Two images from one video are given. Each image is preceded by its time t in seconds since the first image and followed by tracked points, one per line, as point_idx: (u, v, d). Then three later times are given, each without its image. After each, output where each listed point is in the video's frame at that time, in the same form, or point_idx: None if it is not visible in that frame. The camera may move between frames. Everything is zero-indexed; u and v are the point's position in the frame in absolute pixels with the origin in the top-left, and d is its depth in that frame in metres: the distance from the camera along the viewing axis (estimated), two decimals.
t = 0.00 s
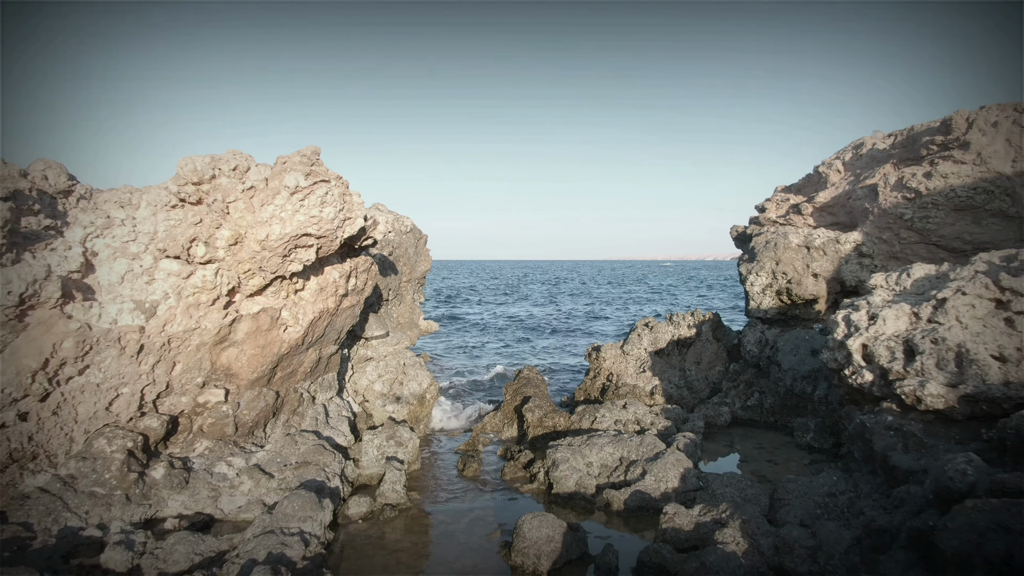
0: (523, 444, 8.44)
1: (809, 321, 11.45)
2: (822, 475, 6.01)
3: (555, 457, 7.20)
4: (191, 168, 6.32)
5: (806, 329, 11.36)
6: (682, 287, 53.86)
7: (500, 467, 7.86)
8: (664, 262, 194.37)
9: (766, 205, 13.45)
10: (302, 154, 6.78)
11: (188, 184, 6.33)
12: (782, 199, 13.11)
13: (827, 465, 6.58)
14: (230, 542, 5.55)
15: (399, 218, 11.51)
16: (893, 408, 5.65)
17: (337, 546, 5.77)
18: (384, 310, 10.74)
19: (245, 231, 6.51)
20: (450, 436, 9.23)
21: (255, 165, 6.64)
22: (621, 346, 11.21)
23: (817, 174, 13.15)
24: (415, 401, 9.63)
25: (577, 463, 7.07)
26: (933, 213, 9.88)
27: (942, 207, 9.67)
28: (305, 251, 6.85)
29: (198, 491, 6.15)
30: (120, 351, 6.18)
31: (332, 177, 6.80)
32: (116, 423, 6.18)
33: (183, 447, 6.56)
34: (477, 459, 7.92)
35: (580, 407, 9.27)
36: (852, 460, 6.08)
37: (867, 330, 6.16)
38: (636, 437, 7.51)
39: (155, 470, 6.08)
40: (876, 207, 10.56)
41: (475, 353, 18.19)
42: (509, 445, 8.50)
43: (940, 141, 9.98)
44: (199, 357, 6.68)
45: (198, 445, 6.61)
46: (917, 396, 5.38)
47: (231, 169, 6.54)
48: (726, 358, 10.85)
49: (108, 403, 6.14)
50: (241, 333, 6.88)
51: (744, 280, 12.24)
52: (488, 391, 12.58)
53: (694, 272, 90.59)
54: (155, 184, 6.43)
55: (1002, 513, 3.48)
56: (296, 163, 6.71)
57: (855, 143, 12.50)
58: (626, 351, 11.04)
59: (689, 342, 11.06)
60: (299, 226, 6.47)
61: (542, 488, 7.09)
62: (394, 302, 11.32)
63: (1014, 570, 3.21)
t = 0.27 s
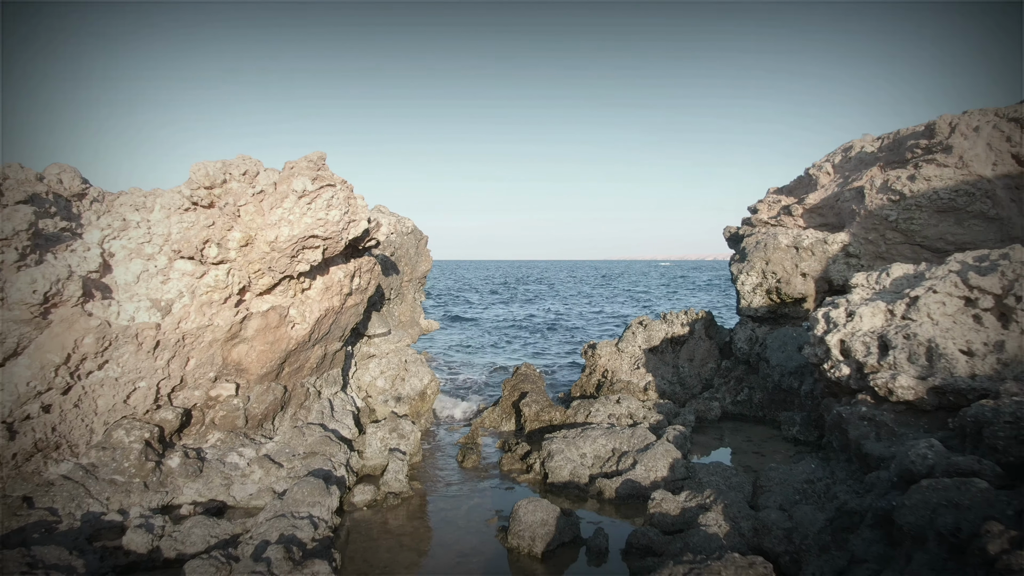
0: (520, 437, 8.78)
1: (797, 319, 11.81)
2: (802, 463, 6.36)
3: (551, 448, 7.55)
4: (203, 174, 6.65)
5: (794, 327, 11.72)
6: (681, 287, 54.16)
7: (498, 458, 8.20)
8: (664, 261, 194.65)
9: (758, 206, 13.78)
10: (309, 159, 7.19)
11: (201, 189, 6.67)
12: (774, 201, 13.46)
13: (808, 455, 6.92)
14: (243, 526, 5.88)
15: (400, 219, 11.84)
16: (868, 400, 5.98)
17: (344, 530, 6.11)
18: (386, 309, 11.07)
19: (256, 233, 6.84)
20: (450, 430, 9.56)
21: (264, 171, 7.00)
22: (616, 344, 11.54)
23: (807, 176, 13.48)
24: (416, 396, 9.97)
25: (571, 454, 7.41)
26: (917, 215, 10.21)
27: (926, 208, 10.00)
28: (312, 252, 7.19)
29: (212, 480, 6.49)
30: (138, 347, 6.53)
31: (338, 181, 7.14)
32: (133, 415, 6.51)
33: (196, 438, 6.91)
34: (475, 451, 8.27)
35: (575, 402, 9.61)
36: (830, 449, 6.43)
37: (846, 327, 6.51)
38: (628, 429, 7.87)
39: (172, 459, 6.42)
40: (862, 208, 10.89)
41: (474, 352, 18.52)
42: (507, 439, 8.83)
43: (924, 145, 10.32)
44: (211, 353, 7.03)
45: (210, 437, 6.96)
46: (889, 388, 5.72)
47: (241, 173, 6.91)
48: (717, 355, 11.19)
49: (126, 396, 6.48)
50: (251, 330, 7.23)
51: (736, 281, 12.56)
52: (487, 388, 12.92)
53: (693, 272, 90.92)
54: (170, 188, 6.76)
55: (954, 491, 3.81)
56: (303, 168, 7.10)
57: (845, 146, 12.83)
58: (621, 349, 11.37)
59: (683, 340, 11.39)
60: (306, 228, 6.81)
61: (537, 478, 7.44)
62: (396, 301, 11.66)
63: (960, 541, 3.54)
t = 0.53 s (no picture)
0: (517, 430, 9.13)
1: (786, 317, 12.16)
2: (784, 451, 6.71)
3: (546, 439, 7.90)
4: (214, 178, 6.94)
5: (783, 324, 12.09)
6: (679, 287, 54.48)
7: (496, 450, 8.55)
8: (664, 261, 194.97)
9: (750, 207, 14.13)
10: (315, 164, 7.49)
11: (212, 192, 6.95)
12: (766, 202, 13.81)
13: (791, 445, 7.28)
14: (255, 510, 6.22)
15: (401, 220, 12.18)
16: (844, 391, 6.34)
17: (349, 515, 6.46)
18: (388, 307, 11.43)
19: (265, 234, 7.20)
20: (449, 424, 9.90)
21: (273, 173, 7.34)
22: (611, 341, 11.88)
23: (798, 178, 13.84)
24: (417, 391, 10.33)
25: (566, 445, 7.75)
26: (902, 215, 10.55)
27: (910, 209, 10.35)
28: (319, 252, 7.53)
29: (224, 468, 6.84)
30: (153, 342, 6.90)
31: (343, 185, 7.48)
32: (149, 407, 6.87)
33: (208, 430, 7.28)
34: (474, 444, 8.62)
35: (571, 396, 9.96)
36: (810, 438, 6.78)
37: (824, 322, 6.87)
38: (620, 422, 8.21)
39: (186, 449, 6.79)
40: (850, 209, 11.24)
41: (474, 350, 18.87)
42: (505, 431, 9.18)
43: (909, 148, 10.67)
44: (223, 348, 7.42)
45: (222, 428, 7.32)
46: (864, 380, 6.07)
47: (251, 177, 7.13)
48: (710, 352, 11.51)
49: (143, 389, 6.84)
50: (260, 326, 7.60)
51: (727, 280, 12.90)
52: (486, 384, 13.27)
53: (692, 272, 91.26)
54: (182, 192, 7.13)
55: (910, 470, 4.17)
56: (310, 172, 7.40)
57: (835, 148, 13.18)
58: (616, 346, 11.71)
59: (676, 337, 11.73)
60: (313, 229, 7.15)
61: (534, 467, 7.79)
62: (397, 299, 12.01)
63: (911, 513, 3.90)
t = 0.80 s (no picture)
0: (516, 423, 9.49)
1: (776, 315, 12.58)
2: (768, 441, 7.07)
3: (542, 431, 8.25)
4: (226, 181, 7.27)
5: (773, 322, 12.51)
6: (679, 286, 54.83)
7: (494, 442, 8.90)
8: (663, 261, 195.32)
9: (743, 207, 14.49)
10: (321, 168, 7.79)
11: (223, 195, 7.27)
12: (758, 203, 14.17)
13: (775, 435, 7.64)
14: (266, 496, 6.57)
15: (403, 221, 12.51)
16: (823, 383, 6.71)
17: (355, 501, 6.81)
18: (390, 305, 11.77)
19: (275, 235, 7.52)
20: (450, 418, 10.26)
21: (281, 177, 7.69)
22: (607, 338, 12.23)
23: (790, 179, 14.19)
24: (418, 386, 10.69)
25: (562, 436, 8.11)
26: (887, 216, 10.89)
27: (895, 210, 10.69)
28: (325, 252, 7.89)
29: (235, 457, 7.21)
30: (168, 338, 7.27)
31: (348, 188, 7.81)
32: (165, 399, 7.24)
33: (219, 422, 7.66)
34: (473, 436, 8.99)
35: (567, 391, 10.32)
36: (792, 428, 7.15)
37: (806, 318, 7.25)
38: (614, 414, 8.56)
39: (200, 439, 7.18)
40: (838, 210, 11.59)
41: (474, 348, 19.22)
42: (504, 424, 9.55)
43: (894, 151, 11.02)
44: (234, 343, 7.77)
45: (233, 420, 7.70)
46: (842, 372, 6.42)
47: (260, 180, 7.44)
48: (703, 349, 11.86)
49: (158, 382, 7.21)
50: (270, 323, 7.95)
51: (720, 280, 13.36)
52: (485, 380, 13.64)
53: (691, 271, 91.60)
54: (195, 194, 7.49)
55: (875, 452, 4.54)
56: (316, 176, 7.71)
57: (825, 151, 13.51)
58: (611, 343, 12.06)
59: (670, 334, 12.08)
60: (320, 230, 7.50)
61: (531, 458, 8.14)
62: (399, 298, 12.36)
63: (873, 491, 4.27)
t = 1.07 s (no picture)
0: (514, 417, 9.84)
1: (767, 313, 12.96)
2: (754, 431, 7.43)
3: (540, 424, 8.60)
4: (236, 184, 7.62)
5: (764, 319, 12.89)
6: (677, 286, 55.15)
7: (493, 435, 9.26)
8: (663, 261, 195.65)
9: (737, 208, 14.85)
10: (328, 171, 8.19)
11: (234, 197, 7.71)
12: (751, 204, 14.52)
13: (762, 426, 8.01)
14: (277, 483, 6.94)
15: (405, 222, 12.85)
16: (806, 376, 7.08)
17: (361, 489, 7.17)
18: (393, 304, 12.12)
19: (284, 236, 7.87)
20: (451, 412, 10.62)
21: (290, 180, 8.04)
22: (603, 335, 12.57)
23: (782, 181, 14.54)
24: (420, 381, 11.05)
25: (558, 429, 8.46)
26: (874, 217, 11.25)
27: (881, 211, 11.04)
28: (332, 252, 8.24)
29: (247, 447, 7.58)
30: (183, 334, 7.64)
31: (353, 191, 8.16)
32: (179, 391, 7.64)
33: (231, 414, 8.01)
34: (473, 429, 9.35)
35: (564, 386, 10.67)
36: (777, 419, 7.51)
37: (790, 315, 7.62)
38: (608, 408, 8.91)
39: (213, 430, 7.54)
40: (827, 211, 11.95)
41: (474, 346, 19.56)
42: (503, 418, 9.90)
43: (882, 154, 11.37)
44: (244, 339, 8.16)
45: (243, 413, 8.07)
46: (822, 366, 6.78)
47: (268, 183, 7.87)
48: (696, 346, 12.22)
49: (173, 376, 7.60)
50: (279, 320, 8.34)
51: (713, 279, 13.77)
52: (485, 377, 13.99)
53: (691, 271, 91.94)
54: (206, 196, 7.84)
55: (846, 437, 4.91)
56: (323, 179, 8.08)
57: (816, 153, 13.87)
58: (607, 340, 12.41)
59: (665, 332, 12.43)
60: (327, 231, 7.84)
61: (528, 449, 8.51)
62: (401, 296, 12.70)
63: (842, 472, 4.65)
